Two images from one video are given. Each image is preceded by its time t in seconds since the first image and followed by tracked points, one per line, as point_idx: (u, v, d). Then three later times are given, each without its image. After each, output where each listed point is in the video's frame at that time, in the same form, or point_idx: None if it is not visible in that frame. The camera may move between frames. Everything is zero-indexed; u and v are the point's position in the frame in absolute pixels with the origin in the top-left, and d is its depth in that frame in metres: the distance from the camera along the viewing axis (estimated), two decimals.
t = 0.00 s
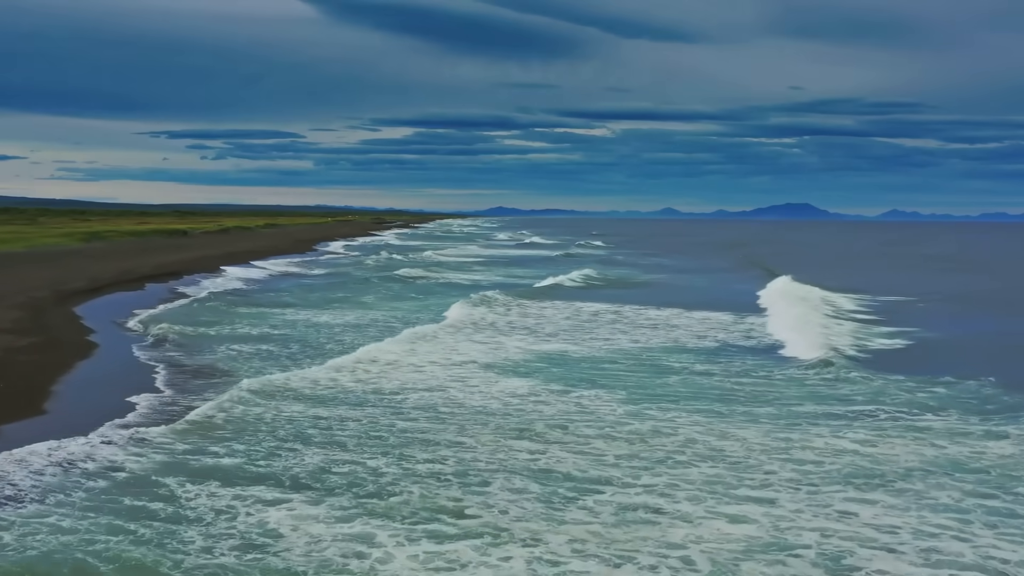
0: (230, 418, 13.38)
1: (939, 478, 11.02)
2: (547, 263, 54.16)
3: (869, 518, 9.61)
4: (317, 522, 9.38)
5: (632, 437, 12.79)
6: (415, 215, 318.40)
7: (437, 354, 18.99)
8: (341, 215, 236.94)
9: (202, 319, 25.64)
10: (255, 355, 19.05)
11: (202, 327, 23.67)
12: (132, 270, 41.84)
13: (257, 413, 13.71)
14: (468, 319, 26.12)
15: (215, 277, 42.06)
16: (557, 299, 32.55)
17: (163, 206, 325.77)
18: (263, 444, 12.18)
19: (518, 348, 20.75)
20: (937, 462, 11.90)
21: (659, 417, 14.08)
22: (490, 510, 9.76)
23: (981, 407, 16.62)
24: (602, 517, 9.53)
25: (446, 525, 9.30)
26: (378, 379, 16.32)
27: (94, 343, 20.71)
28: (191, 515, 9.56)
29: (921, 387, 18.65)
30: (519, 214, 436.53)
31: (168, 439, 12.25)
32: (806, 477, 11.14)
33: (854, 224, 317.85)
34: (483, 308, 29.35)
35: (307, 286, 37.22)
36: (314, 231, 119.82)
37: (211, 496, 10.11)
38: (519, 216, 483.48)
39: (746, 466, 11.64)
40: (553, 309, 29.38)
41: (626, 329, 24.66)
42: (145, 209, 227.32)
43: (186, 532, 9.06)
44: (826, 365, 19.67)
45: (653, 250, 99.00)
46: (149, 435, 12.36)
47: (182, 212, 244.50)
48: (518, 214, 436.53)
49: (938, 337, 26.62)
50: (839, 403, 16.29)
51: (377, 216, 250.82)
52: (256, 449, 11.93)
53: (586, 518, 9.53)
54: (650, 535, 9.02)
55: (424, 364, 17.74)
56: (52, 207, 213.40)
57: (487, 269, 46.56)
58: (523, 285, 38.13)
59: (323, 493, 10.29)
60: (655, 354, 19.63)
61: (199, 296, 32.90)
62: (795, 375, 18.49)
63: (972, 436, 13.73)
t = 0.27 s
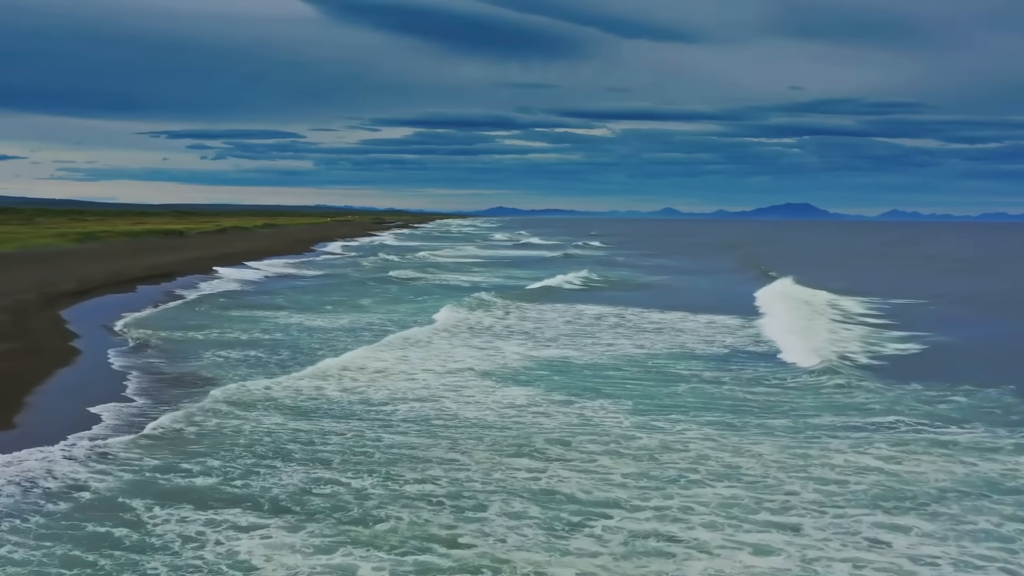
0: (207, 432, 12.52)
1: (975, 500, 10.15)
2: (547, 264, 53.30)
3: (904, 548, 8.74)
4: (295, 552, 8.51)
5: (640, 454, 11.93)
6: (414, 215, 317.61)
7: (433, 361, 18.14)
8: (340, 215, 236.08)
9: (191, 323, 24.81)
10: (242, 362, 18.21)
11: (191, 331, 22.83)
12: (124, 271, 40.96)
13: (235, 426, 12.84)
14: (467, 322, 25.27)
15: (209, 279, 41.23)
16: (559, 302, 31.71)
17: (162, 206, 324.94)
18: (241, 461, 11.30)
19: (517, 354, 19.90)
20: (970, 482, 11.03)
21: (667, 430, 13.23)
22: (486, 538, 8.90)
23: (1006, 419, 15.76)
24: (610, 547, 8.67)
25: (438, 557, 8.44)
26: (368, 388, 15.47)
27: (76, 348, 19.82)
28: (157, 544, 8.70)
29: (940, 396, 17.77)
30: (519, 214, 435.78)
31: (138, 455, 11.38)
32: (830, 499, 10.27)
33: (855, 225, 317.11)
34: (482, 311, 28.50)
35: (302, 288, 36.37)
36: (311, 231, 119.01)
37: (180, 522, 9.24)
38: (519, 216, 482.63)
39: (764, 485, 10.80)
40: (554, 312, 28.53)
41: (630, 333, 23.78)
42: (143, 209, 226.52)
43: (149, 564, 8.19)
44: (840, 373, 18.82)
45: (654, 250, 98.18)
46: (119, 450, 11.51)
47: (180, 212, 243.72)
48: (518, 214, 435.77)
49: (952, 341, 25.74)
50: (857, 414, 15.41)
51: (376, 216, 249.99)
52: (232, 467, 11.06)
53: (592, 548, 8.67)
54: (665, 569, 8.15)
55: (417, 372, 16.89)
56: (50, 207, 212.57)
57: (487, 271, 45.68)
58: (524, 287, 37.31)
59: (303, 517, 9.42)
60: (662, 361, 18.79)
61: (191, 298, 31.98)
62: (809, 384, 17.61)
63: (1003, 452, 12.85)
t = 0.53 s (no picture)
0: (180, 446, 11.68)
1: (1018, 526, 9.30)
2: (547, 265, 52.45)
3: None
4: None
5: (649, 473, 11.11)
6: (414, 215, 316.87)
7: (427, 367, 17.33)
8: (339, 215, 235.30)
9: (181, 326, 24.01)
10: (230, 369, 17.41)
11: (179, 336, 22.03)
12: (115, 272, 40.08)
13: (212, 440, 12.00)
14: (465, 326, 24.45)
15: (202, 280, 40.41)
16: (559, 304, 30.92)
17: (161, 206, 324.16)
18: (216, 479, 10.45)
19: (517, 360, 19.09)
20: (1008, 503, 10.17)
21: (676, 445, 12.41)
22: (482, 572, 8.04)
23: None
24: None
25: None
26: (357, 398, 14.64)
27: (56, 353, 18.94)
28: None
29: (961, 405, 16.92)
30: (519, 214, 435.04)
31: (105, 472, 10.52)
32: (859, 523, 9.43)
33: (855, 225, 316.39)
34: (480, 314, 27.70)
35: (297, 289, 35.57)
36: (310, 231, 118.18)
37: (145, 551, 8.38)
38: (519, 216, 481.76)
39: (786, 506, 9.96)
40: (555, 316, 27.71)
41: (633, 337, 22.93)
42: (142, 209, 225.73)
43: None
44: (855, 381, 18.01)
45: (655, 250, 97.38)
46: (89, 467, 10.68)
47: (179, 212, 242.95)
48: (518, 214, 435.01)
49: (967, 345, 24.89)
50: (877, 427, 14.55)
51: (376, 216, 249.08)
52: (205, 486, 10.22)
53: None
54: None
55: (410, 380, 16.08)
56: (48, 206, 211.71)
57: (486, 272, 44.82)
58: (524, 289, 36.50)
59: (281, 546, 8.57)
60: (668, 368, 17.98)
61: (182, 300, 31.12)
62: (823, 392, 16.76)
63: None
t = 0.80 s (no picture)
0: (151, 462, 10.85)
1: None
2: (547, 265, 51.62)
3: None
4: None
5: (660, 493, 10.30)
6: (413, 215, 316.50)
7: (422, 374, 16.53)
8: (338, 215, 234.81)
9: (169, 330, 23.22)
10: (215, 376, 16.62)
11: (167, 340, 21.23)
12: (106, 273, 39.24)
13: (186, 455, 11.17)
14: (464, 329, 23.66)
15: (196, 281, 39.60)
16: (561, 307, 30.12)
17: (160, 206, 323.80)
18: (187, 500, 9.60)
19: (516, 366, 18.29)
20: None
21: (686, 461, 11.61)
22: None
23: None
24: None
25: None
26: (346, 409, 13.84)
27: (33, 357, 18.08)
28: None
29: (985, 413, 16.09)
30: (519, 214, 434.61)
31: (67, 491, 9.67)
32: (893, 551, 8.59)
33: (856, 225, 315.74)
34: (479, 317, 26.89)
35: (291, 290, 34.79)
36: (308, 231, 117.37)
37: None
38: (519, 216, 480.91)
39: (812, 532, 9.12)
40: (556, 319, 26.92)
41: (638, 342, 22.10)
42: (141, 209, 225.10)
43: None
44: (870, 389, 17.21)
45: (655, 250, 96.56)
46: (48, 485, 9.84)
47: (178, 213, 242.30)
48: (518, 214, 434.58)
49: (982, 349, 24.05)
50: (900, 441, 13.70)
51: (375, 216, 248.23)
52: (174, 507, 9.39)
53: None
54: None
55: (401, 389, 15.28)
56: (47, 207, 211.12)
57: (485, 273, 44.02)
58: (524, 290, 35.71)
59: None
60: (675, 375, 17.18)
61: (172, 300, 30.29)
62: (840, 401, 15.92)
63: None
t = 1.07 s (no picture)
0: (117, 481, 10.05)
1: None
2: (547, 266, 50.79)
3: None
4: None
5: (672, 516, 9.50)
6: (413, 215, 315.77)
7: (417, 383, 15.74)
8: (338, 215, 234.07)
9: (157, 334, 22.44)
10: (199, 383, 15.83)
11: (153, 345, 20.46)
12: (97, 274, 38.46)
13: (155, 473, 10.37)
14: (462, 333, 22.86)
15: (189, 282, 38.82)
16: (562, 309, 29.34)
17: (160, 206, 323.05)
18: (153, 524, 8.80)
19: (516, 372, 17.49)
20: None
21: (698, 479, 10.81)
22: None
23: None
24: None
25: None
26: (333, 422, 13.04)
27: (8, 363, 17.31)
28: None
29: (1010, 421, 15.29)
30: (519, 214, 433.86)
31: (21, 514, 8.86)
32: None
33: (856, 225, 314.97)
34: (478, 320, 26.10)
35: (285, 292, 34.00)
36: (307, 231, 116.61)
37: None
38: (519, 215, 480.19)
39: (841, 562, 8.31)
40: (557, 321, 26.12)
41: (642, 346, 21.30)
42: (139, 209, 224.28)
43: None
44: (888, 397, 16.41)
45: (657, 250, 95.76)
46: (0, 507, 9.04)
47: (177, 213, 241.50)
48: (518, 214, 433.83)
49: (998, 352, 23.24)
50: (924, 454, 12.90)
51: (375, 216, 247.51)
52: (138, 532, 8.59)
53: None
54: None
55: (393, 399, 14.48)
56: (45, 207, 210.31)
57: (485, 274, 43.24)
58: (524, 291, 34.92)
59: None
60: (683, 383, 16.38)
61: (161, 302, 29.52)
62: (857, 410, 15.12)
63: None
